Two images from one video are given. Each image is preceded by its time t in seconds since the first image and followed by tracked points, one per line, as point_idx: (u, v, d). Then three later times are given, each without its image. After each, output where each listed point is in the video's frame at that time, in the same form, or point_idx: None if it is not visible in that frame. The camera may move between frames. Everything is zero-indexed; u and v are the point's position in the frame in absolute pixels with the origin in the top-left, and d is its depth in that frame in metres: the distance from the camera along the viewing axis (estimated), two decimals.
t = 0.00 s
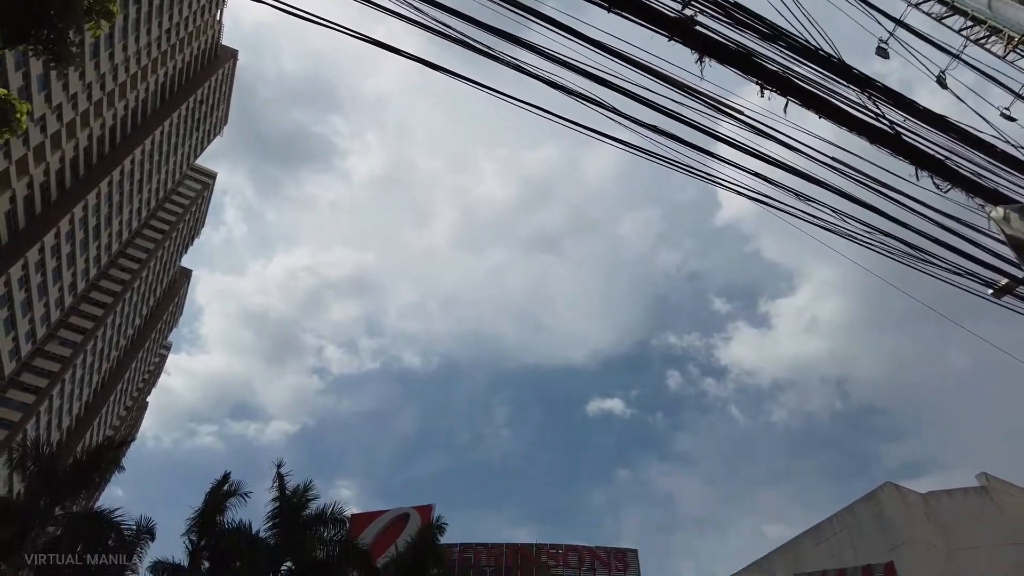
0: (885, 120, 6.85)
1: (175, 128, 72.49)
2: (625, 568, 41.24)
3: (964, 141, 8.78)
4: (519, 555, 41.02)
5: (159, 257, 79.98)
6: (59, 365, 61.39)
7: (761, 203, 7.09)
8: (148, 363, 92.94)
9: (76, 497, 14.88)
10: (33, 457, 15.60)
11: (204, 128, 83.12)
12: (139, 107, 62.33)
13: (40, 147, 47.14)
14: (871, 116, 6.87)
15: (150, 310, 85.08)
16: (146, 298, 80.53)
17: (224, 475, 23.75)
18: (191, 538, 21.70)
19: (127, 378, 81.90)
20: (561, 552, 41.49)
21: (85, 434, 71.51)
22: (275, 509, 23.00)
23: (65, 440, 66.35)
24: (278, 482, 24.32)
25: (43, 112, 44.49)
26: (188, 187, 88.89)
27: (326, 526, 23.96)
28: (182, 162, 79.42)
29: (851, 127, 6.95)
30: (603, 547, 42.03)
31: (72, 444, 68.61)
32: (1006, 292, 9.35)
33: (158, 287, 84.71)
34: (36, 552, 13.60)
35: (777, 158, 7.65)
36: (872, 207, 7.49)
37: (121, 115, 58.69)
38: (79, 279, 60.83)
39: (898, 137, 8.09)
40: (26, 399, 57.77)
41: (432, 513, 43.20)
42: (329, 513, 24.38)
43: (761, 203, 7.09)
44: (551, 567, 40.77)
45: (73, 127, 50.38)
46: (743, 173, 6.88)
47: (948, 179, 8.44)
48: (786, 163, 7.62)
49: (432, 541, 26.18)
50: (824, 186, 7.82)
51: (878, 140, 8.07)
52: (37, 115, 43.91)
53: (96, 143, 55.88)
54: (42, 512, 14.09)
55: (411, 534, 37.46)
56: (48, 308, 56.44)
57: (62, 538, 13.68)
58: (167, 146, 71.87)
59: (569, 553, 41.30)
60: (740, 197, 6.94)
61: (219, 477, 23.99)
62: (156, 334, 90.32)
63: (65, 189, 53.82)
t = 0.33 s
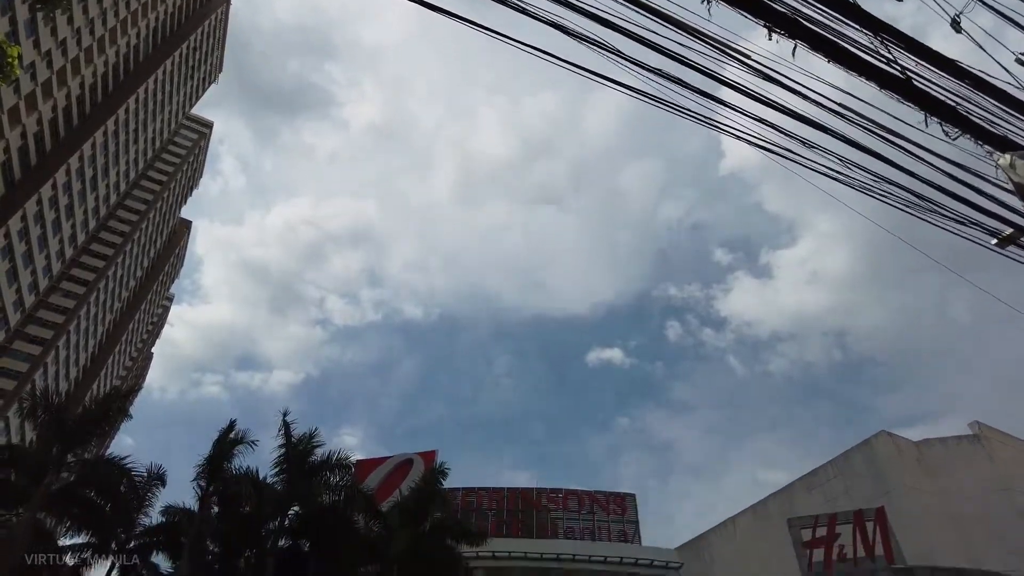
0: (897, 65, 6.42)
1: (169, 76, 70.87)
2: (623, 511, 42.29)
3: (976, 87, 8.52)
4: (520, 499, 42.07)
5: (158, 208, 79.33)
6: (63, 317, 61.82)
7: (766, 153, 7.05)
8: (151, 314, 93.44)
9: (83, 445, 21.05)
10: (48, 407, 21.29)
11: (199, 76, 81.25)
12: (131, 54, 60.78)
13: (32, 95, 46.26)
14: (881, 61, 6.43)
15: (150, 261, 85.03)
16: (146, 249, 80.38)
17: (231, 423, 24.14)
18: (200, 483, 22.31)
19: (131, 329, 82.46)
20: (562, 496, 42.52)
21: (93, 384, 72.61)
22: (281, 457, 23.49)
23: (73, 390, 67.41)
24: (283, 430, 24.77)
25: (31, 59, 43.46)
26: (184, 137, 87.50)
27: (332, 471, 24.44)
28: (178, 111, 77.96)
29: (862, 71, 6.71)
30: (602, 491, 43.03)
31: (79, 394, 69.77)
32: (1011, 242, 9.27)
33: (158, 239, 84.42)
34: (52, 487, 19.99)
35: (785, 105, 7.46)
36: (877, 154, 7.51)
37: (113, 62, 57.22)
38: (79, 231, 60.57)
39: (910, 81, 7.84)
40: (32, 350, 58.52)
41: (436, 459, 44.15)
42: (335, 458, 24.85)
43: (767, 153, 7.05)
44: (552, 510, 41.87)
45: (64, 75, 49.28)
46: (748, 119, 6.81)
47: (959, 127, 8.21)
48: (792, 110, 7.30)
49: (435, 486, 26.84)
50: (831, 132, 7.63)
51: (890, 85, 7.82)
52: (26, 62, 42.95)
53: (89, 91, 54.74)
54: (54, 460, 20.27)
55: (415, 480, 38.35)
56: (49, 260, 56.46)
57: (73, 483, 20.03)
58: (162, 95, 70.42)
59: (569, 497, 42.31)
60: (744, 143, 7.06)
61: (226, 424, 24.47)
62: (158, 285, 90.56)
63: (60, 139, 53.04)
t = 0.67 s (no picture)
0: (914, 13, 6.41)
1: (163, 27, 69.13)
2: (622, 464, 43.06)
3: (991, 37, 8.30)
4: (521, 452, 42.97)
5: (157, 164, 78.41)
6: (65, 274, 61.93)
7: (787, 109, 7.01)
8: (152, 271, 93.55)
9: (93, 400, 21.50)
10: (54, 364, 21.51)
11: (193, 27, 79.31)
12: (121, 4, 59.17)
13: (21, 48, 45.24)
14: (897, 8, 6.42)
15: (150, 218, 84.67)
16: (146, 206, 79.95)
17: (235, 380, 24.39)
18: (206, 439, 23.01)
19: (133, 286, 82.68)
20: (562, 449, 43.27)
21: (98, 341, 73.25)
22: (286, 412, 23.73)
23: (78, 347, 68.07)
24: (288, 386, 24.95)
25: (19, 9, 42.35)
26: (180, 91, 85.96)
27: (337, 425, 24.73)
28: (172, 64, 76.36)
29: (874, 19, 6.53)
30: (601, 445, 43.75)
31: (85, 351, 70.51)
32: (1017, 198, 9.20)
33: (156, 195, 83.86)
34: (63, 440, 20.64)
35: (793, 56, 7.33)
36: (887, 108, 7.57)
37: (103, 13, 55.73)
38: (77, 188, 60.11)
39: (924, 32, 7.65)
40: (36, 307, 58.88)
41: (438, 414, 44.83)
42: (339, 412, 25.08)
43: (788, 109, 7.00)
44: (552, 463, 42.62)
45: (53, 27, 48.09)
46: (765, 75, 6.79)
47: (975, 84, 8.02)
48: (801, 63, 7.26)
49: (438, 440, 27.27)
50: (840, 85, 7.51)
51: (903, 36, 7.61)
52: (14, 13, 41.87)
53: (80, 44, 53.51)
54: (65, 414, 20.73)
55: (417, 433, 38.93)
56: (48, 217, 56.23)
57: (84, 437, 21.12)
58: (155, 47, 68.87)
59: (569, 450, 43.05)
60: (754, 96, 6.95)
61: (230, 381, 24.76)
62: (158, 243, 90.32)
63: (53, 94, 52.16)
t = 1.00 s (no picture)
0: None
1: None
2: (621, 424, 43.76)
3: None
4: (522, 413, 43.59)
5: (154, 126, 77.45)
6: (65, 238, 61.72)
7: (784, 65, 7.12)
8: (152, 235, 93.33)
9: (99, 362, 21.62)
10: (58, 325, 21.55)
11: None
12: None
13: (10, 5, 44.32)
14: None
15: (148, 181, 84.09)
16: (143, 169, 79.31)
17: (239, 341, 24.76)
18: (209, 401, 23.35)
19: (133, 250, 82.57)
20: (562, 410, 43.85)
21: (100, 305, 73.52)
22: (288, 374, 24.00)
23: (80, 310, 68.37)
24: (291, 348, 25.20)
25: None
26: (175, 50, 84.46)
27: (339, 386, 25.08)
28: (165, 23, 74.80)
29: None
30: (601, 406, 44.38)
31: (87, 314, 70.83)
32: None
33: (154, 158, 83.12)
34: (70, 401, 20.91)
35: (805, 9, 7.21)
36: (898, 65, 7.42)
37: None
38: (73, 150, 59.55)
39: None
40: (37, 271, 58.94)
41: (440, 375, 45.31)
42: (342, 373, 25.41)
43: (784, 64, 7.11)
44: (552, 423, 43.23)
45: None
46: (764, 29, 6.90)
47: (987, 40, 7.80)
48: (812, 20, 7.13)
49: (440, 400, 27.44)
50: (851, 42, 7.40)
51: None
52: None
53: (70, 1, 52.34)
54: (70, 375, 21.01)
55: (420, 394, 39.39)
56: (45, 180, 55.86)
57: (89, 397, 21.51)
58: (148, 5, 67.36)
59: (569, 410, 43.68)
60: (752, 52, 7.01)
61: (234, 342, 25.15)
62: (157, 206, 89.84)
63: (44, 53, 51.28)
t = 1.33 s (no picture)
0: None
1: None
2: (621, 389, 44.18)
3: None
4: (523, 378, 43.97)
5: (150, 89, 76.34)
6: (63, 205, 61.47)
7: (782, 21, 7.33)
8: (152, 201, 92.90)
9: (101, 329, 21.83)
10: (59, 292, 21.63)
11: None
12: None
13: None
14: None
15: (146, 147, 83.29)
16: (141, 134, 78.51)
17: (242, 307, 24.98)
18: (215, 364, 24.19)
19: (133, 216, 82.26)
20: (562, 375, 44.24)
21: (101, 273, 73.60)
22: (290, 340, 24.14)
23: (81, 277, 68.50)
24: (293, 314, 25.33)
25: None
26: (169, 11, 82.75)
27: (341, 351, 25.15)
28: None
29: None
30: (601, 371, 44.75)
31: (89, 281, 70.98)
32: None
33: (152, 123, 82.19)
34: (75, 367, 21.17)
35: None
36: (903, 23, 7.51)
37: None
38: (68, 115, 58.88)
39: None
40: (37, 238, 58.89)
41: (441, 342, 45.54)
42: (344, 339, 25.51)
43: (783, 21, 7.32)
44: (552, 388, 43.62)
45: None
46: None
47: None
48: None
49: (443, 365, 27.45)
50: None
51: None
52: None
53: None
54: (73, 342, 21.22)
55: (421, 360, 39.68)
56: (41, 146, 55.38)
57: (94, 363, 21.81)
58: None
59: (569, 375, 44.07)
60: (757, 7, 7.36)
61: (238, 308, 25.37)
62: (156, 171, 89.18)
63: (36, 15, 50.34)
